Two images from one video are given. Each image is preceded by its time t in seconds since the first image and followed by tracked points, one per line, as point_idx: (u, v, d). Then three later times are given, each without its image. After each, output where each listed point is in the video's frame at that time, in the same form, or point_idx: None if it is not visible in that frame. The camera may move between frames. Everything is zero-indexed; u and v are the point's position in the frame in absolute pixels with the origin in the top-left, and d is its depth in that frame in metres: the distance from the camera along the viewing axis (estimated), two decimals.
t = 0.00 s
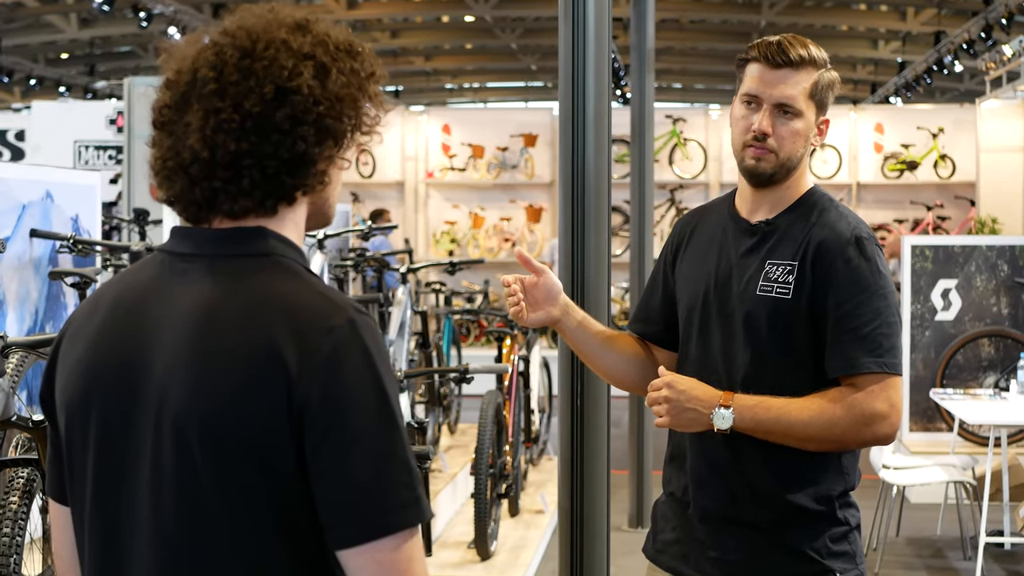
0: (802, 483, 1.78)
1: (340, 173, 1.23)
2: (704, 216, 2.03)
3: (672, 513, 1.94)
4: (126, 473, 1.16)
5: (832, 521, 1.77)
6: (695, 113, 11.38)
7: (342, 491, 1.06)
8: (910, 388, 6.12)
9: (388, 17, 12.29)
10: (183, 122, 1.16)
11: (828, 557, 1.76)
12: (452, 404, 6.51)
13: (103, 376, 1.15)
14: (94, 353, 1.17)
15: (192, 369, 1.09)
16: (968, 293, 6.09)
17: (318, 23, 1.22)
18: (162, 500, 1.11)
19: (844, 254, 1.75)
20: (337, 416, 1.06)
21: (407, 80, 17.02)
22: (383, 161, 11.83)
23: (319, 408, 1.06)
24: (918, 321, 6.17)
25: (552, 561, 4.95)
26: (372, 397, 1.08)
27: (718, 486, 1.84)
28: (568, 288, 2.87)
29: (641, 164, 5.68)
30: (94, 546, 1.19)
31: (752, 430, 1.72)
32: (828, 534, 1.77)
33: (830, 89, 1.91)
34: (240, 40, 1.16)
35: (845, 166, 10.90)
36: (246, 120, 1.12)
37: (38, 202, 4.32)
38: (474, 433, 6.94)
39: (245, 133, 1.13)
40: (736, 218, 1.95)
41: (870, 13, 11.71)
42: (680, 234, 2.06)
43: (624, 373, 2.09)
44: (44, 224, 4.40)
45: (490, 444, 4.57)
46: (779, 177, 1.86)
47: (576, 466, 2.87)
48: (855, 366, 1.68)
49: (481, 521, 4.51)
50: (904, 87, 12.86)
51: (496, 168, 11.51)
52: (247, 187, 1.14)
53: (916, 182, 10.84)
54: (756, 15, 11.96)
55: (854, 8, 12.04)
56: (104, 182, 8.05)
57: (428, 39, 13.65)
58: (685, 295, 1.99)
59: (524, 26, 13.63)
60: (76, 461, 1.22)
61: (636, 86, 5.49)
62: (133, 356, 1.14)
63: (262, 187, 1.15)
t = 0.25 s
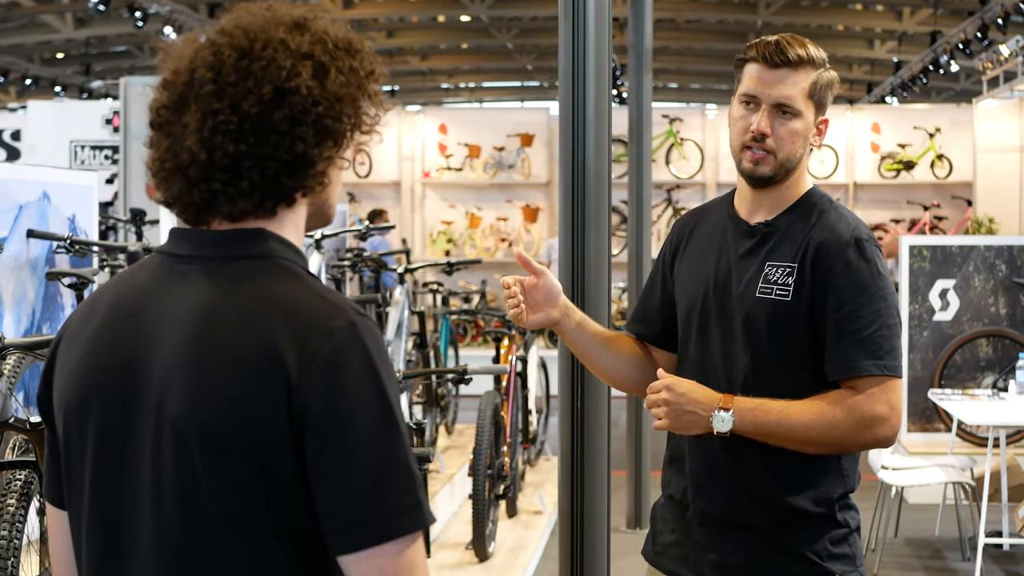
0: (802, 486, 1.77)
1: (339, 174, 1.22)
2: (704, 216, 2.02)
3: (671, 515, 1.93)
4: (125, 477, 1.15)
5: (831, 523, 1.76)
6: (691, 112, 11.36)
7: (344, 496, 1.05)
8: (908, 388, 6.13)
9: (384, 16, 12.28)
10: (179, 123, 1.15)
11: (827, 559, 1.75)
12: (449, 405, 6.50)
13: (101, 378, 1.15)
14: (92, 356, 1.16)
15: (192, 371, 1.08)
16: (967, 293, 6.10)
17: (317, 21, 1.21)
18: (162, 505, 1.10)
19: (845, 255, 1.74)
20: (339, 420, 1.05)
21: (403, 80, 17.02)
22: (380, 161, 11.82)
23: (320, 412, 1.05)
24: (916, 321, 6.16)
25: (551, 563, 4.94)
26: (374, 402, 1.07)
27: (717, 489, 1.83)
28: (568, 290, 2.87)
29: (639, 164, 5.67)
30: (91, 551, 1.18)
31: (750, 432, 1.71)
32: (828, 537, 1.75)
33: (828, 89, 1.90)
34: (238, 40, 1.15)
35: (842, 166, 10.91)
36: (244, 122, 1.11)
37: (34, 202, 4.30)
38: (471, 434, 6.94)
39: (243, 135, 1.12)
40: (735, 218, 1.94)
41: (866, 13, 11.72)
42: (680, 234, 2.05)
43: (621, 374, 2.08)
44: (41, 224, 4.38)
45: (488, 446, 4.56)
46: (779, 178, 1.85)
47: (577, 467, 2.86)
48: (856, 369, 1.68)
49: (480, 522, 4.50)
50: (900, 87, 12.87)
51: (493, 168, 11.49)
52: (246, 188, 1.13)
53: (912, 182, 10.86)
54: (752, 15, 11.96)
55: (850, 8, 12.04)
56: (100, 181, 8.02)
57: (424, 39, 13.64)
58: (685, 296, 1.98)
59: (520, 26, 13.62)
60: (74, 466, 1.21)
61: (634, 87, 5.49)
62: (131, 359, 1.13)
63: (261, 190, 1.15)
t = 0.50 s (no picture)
0: (801, 489, 1.76)
1: (338, 176, 1.22)
2: (704, 217, 2.02)
3: (670, 518, 1.93)
4: (122, 480, 1.14)
5: (830, 526, 1.75)
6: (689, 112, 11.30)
7: (343, 499, 1.05)
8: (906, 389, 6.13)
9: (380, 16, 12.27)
10: (176, 126, 1.15)
11: (826, 562, 1.74)
12: (446, 405, 6.50)
13: (99, 380, 1.14)
14: (89, 358, 1.15)
15: (191, 372, 1.07)
16: (965, 294, 6.10)
17: (314, 21, 1.20)
18: (160, 507, 1.10)
19: (844, 257, 1.74)
20: (339, 422, 1.05)
21: (400, 80, 17.02)
22: (377, 161, 11.81)
23: (319, 415, 1.05)
24: (915, 321, 6.16)
25: (550, 563, 4.94)
26: (374, 404, 1.06)
27: (716, 491, 1.82)
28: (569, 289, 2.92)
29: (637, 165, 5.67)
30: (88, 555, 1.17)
31: (749, 434, 1.71)
32: (827, 539, 1.75)
33: (825, 89, 1.89)
34: (235, 42, 1.14)
35: (839, 166, 10.92)
36: (242, 125, 1.11)
37: (32, 203, 4.29)
38: (469, 434, 6.94)
39: (241, 138, 1.11)
40: (734, 220, 1.93)
41: (864, 13, 11.72)
42: (679, 235, 2.05)
43: (621, 374, 2.07)
44: (39, 225, 4.36)
45: (487, 446, 4.55)
46: (775, 178, 1.85)
47: (577, 468, 2.85)
48: (856, 372, 1.67)
49: (478, 523, 4.49)
50: (897, 87, 12.89)
51: (490, 168, 11.48)
52: (244, 191, 1.13)
53: (910, 181, 10.87)
54: (749, 15, 11.96)
55: (847, 8, 12.05)
56: (97, 182, 8.00)
57: (421, 39, 13.63)
58: (684, 298, 1.97)
59: (517, 26, 13.61)
60: (70, 468, 1.20)
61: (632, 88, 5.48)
62: (128, 361, 1.12)
63: (259, 193, 1.14)
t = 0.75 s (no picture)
0: (802, 490, 1.75)
1: (334, 174, 1.21)
2: (705, 215, 2.01)
3: (669, 518, 1.92)
4: (119, 480, 1.13)
5: (829, 527, 1.74)
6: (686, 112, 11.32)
7: (342, 499, 1.04)
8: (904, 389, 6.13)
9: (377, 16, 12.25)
10: (171, 124, 1.14)
11: (826, 562, 1.73)
12: (444, 405, 6.49)
13: (95, 380, 1.13)
14: (85, 357, 1.14)
15: (188, 372, 1.06)
16: (963, 294, 6.11)
17: (307, 17, 1.19)
18: (156, 508, 1.09)
19: (844, 256, 1.72)
20: (337, 420, 1.04)
21: (398, 80, 17.02)
22: (374, 162, 11.80)
23: (317, 415, 1.04)
24: (913, 321, 6.16)
25: (548, 564, 4.93)
26: (373, 404, 1.06)
27: (715, 490, 1.82)
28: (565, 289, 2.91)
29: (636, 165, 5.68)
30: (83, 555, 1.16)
31: (749, 434, 1.71)
32: (827, 540, 1.74)
33: (791, 77, 1.86)
34: (228, 40, 1.13)
35: (837, 166, 10.93)
36: (237, 123, 1.10)
37: (29, 203, 4.28)
38: (467, 434, 6.94)
39: (236, 136, 1.10)
40: (734, 219, 1.93)
41: (861, 13, 11.73)
42: (680, 233, 2.04)
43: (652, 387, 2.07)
44: (36, 224, 4.35)
45: (484, 446, 4.55)
46: (750, 177, 1.85)
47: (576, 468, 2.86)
48: (856, 372, 1.66)
49: (475, 524, 4.48)
50: (894, 87, 12.90)
51: (487, 168, 11.46)
52: (240, 190, 1.12)
53: (908, 181, 10.88)
54: (747, 15, 11.96)
55: (844, 8, 12.05)
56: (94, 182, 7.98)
57: (418, 39, 13.62)
58: (684, 297, 1.97)
59: (514, 26, 13.61)
60: (66, 468, 1.18)
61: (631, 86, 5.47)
62: (124, 360, 1.11)
63: (256, 191, 1.13)
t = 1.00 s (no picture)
0: (804, 493, 1.74)
1: (332, 172, 1.20)
2: (706, 215, 2.01)
3: (669, 519, 1.92)
4: (118, 482, 1.12)
5: (830, 529, 1.73)
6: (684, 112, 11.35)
7: (341, 500, 1.03)
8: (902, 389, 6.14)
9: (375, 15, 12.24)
10: (169, 123, 1.13)
11: (827, 565, 1.73)
12: (442, 405, 6.49)
13: (94, 382, 1.12)
14: (84, 358, 1.14)
15: (188, 373, 1.06)
16: (961, 293, 6.11)
17: (304, 14, 1.19)
18: (156, 509, 1.08)
19: (843, 255, 1.71)
20: (337, 420, 1.03)
21: (395, 80, 17.01)
22: (372, 161, 11.79)
23: (317, 416, 1.03)
24: (911, 321, 6.17)
25: (545, 564, 4.92)
26: (373, 404, 1.05)
27: (714, 491, 1.82)
28: (564, 289, 2.90)
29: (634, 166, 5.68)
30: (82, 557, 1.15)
31: (752, 435, 1.71)
32: (828, 541, 1.73)
33: (782, 71, 1.86)
34: (226, 37, 1.12)
35: (835, 166, 10.94)
36: (236, 121, 1.09)
37: (26, 202, 4.27)
38: (465, 434, 6.93)
39: (235, 134, 1.09)
40: (734, 219, 1.92)
41: (858, 13, 11.74)
42: (683, 233, 2.04)
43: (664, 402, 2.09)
44: (33, 224, 4.34)
45: (482, 446, 4.54)
46: (743, 171, 1.85)
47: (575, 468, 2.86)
48: (854, 371, 1.65)
49: (473, 524, 4.48)
50: (891, 87, 12.90)
51: (485, 168, 11.46)
52: (239, 188, 1.11)
53: (905, 181, 10.89)
54: (744, 14, 11.96)
55: (842, 8, 12.05)
56: (91, 182, 7.97)
57: (415, 39, 13.62)
58: (684, 297, 1.96)
59: (511, 26, 13.62)
60: (65, 469, 1.18)
61: (628, 86, 5.48)
62: (123, 360, 1.11)
63: (255, 189, 1.12)
